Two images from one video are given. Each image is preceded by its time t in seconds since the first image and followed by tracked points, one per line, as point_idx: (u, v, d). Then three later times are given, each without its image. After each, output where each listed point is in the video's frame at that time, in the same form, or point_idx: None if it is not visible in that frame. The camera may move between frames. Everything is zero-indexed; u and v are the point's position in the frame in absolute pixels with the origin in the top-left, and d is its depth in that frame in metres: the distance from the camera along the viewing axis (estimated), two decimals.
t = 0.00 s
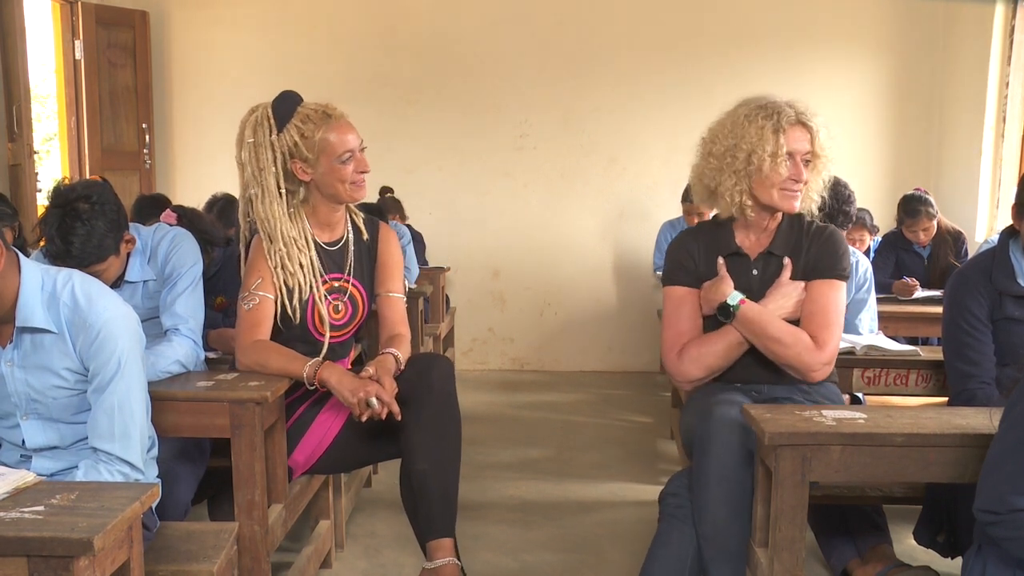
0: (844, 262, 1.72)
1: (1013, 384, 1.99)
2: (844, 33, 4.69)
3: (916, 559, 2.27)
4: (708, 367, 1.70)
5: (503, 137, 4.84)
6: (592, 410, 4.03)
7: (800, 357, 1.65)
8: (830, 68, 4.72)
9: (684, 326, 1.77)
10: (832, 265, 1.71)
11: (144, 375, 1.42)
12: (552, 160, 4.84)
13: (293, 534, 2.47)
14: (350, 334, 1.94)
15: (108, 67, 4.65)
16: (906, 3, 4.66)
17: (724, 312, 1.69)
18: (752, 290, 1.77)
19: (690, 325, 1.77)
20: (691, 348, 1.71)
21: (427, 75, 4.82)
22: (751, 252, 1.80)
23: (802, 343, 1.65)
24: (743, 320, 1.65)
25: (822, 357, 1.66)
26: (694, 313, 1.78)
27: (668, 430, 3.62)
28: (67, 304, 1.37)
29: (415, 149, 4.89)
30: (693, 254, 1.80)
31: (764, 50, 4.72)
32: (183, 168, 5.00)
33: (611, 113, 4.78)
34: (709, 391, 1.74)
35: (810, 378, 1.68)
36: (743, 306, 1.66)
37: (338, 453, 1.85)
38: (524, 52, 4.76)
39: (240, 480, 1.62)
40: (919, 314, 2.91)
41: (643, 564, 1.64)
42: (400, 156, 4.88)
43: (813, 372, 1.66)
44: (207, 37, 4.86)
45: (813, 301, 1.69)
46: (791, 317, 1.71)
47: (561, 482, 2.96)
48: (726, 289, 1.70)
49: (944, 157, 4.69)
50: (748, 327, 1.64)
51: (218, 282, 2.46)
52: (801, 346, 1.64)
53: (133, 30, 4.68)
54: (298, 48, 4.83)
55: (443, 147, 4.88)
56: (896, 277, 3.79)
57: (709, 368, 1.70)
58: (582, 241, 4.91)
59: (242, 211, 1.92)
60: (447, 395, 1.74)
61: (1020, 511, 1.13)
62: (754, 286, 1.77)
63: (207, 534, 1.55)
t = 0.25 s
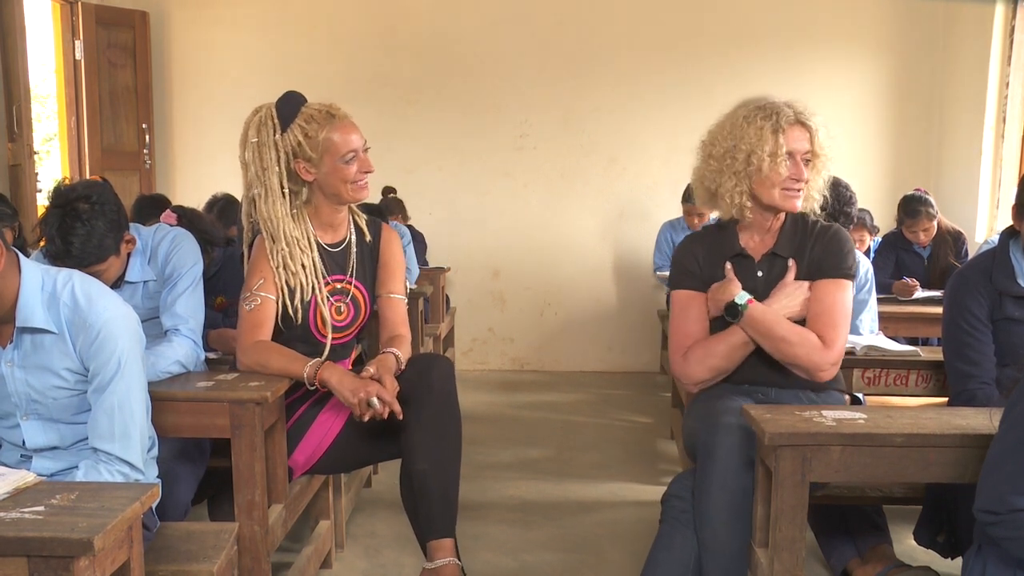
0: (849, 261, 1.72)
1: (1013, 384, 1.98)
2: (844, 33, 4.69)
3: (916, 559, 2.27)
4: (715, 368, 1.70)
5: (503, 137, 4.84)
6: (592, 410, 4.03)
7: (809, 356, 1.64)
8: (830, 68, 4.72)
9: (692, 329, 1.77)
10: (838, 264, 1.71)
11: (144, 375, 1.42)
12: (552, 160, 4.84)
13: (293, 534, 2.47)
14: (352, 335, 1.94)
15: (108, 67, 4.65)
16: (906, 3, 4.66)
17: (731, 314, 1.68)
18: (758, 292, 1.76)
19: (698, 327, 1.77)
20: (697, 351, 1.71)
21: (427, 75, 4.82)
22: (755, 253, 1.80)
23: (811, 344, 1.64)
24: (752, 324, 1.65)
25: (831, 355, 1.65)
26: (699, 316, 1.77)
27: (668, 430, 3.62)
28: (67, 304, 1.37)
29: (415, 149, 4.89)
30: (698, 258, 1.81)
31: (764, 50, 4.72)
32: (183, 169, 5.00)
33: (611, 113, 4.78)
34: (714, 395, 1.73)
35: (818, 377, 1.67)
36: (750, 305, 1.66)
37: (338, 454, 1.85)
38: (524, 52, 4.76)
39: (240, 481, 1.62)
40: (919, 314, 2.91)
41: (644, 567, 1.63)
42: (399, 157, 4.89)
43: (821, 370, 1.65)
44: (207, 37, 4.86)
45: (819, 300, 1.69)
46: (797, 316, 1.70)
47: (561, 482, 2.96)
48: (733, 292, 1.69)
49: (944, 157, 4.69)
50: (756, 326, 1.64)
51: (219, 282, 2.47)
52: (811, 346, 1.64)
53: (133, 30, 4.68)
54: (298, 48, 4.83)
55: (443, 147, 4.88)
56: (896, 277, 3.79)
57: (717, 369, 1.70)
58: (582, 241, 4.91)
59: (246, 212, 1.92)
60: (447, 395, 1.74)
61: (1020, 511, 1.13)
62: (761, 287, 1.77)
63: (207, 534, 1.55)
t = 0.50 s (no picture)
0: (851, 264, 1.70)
1: (1013, 384, 1.98)
2: (844, 33, 4.69)
3: (916, 559, 2.27)
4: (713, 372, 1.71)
5: (503, 137, 4.84)
6: (592, 410, 4.03)
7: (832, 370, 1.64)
8: (830, 68, 4.72)
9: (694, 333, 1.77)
10: (843, 268, 1.69)
11: (144, 374, 1.42)
12: (552, 160, 4.84)
13: (293, 534, 2.47)
14: (353, 336, 1.94)
15: (108, 68, 4.65)
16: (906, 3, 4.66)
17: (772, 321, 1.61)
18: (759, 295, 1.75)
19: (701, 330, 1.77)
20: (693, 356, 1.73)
21: (427, 75, 4.82)
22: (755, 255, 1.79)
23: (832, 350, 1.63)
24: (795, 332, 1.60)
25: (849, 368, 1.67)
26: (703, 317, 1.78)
27: (669, 430, 3.62)
28: (68, 304, 1.37)
29: (415, 149, 4.89)
30: (699, 260, 1.81)
31: (764, 50, 4.72)
32: (183, 169, 5.00)
33: (611, 113, 4.78)
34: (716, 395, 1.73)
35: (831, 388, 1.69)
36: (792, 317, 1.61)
37: (338, 453, 1.85)
38: (524, 52, 4.76)
39: (240, 481, 1.62)
40: (919, 313, 2.91)
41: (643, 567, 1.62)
42: (399, 157, 4.89)
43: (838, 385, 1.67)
44: (207, 37, 4.86)
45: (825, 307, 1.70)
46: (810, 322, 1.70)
47: (561, 482, 2.96)
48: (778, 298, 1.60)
49: (944, 157, 4.69)
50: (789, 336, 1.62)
51: (219, 282, 2.48)
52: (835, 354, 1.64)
53: (133, 30, 4.68)
54: (298, 48, 4.83)
55: (444, 147, 4.88)
56: (896, 277, 3.79)
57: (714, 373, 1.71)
58: (582, 241, 4.91)
59: (247, 211, 1.92)
60: (447, 395, 1.74)
61: (1020, 511, 1.13)
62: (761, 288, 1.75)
63: (207, 534, 1.55)
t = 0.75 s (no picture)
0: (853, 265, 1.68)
1: (1013, 384, 1.98)
2: (845, 33, 4.69)
3: (916, 559, 2.27)
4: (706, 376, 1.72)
5: (503, 137, 4.84)
6: (592, 410, 4.03)
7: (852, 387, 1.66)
8: (830, 68, 4.72)
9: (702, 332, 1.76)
10: (847, 271, 1.67)
11: (144, 375, 1.42)
12: (552, 160, 4.84)
13: (293, 534, 2.47)
14: (353, 336, 1.94)
15: (108, 67, 4.64)
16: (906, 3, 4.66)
17: (829, 344, 1.57)
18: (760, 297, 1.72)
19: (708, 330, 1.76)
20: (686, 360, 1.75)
21: (427, 75, 4.82)
22: (757, 255, 1.77)
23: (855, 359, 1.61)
24: (843, 360, 1.60)
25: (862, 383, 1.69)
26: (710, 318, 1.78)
27: (669, 430, 3.62)
28: (68, 304, 1.37)
29: (415, 149, 4.89)
30: (703, 261, 1.80)
31: (764, 50, 4.72)
32: (183, 169, 5.00)
33: (611, 113, 4.78)
34: (718, 395, 1.73)
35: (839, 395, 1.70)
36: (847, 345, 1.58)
37: (338, 453, 1.85)
38: (524, 52, 4.76)
39: (240, 481, 1.62)
40: (919, 313, 2.91)
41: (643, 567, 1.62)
42: (400, 156, 4.89)
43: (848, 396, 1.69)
44: (207, 37, 4.86)
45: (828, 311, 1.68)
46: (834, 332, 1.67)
47: (561, 482, 2.96)
48: (842, 327, 1.56)
49: (944, 157, 4.69)
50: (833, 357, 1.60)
51: (219, 282, 2.48)
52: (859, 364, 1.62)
53: (133, 30, 4.68)
54: (298, 48, 4.83)
55: (444, 147, 4.88)
56: (896, 277, 3.79)
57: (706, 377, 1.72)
58: (582, 241, 4.91)
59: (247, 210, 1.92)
60: (447, 395, 1.74)
61: (1020, 511, 1.13)
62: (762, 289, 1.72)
63: (207, 534, 1.55)
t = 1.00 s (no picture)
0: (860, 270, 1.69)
1: (1013, 385, 1.98)
2: (844, 33, 4.69)
3: (916, 559, 2.27)
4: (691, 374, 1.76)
5: (503, 137, 4.84)
6: (592, 410, 4.03)
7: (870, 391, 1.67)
8: (830, 69, 4.72)
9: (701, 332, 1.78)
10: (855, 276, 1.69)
11: (144, 375, 1.42)
12: (552, 160, 4.84)
13: (293, 534, 2.47)
14: (352, 337, 1.94)
15: (108, 67, 4.64)
16: (906, 3, 4.66)
17: (868, 352, 1.57)
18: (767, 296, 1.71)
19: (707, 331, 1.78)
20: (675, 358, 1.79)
21: (427, 75, 4.82)
22: (764, 255, 1.76)
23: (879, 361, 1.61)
24: (876, 368, 1.60)
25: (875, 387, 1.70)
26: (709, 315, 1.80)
27: (668, 431, 3.62)
28: (67, 304, 1.37)
29: (415, 149, 4.89)
30: (705, 257, 1.81)
31: (764, 50, 4.73)
32: (183, 168, 5.00)
33: (611, 113, 4.78)
34: (721, 397, 1.73)
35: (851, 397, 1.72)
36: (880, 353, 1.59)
37: (338, 453, 1.84)
38: (524, 52, 4.76)
39: (240, 481, 1.62)
40: (919, 314, 2.91)
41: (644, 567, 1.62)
42: (400, 157, 4.89)
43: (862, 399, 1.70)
44: (207, 37, 4.86)
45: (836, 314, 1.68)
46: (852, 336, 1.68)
47: (561, 482, 2.96)
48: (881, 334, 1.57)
49: (943, 157, 4.69)
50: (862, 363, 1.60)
51: (219, 282, 2.48)
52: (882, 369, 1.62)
53: (133, 30, 4.68)
54: (298, 48, 4.83)
55: (444, 147, 4.88)
56: (896, 278, 3.79)
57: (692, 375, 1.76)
58: (581, 241, 4.91)
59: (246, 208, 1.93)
60: (447, 395, 1.74)
61: (1020, 511, 1.13)
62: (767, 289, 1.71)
63: (207, 534, 1.55)
